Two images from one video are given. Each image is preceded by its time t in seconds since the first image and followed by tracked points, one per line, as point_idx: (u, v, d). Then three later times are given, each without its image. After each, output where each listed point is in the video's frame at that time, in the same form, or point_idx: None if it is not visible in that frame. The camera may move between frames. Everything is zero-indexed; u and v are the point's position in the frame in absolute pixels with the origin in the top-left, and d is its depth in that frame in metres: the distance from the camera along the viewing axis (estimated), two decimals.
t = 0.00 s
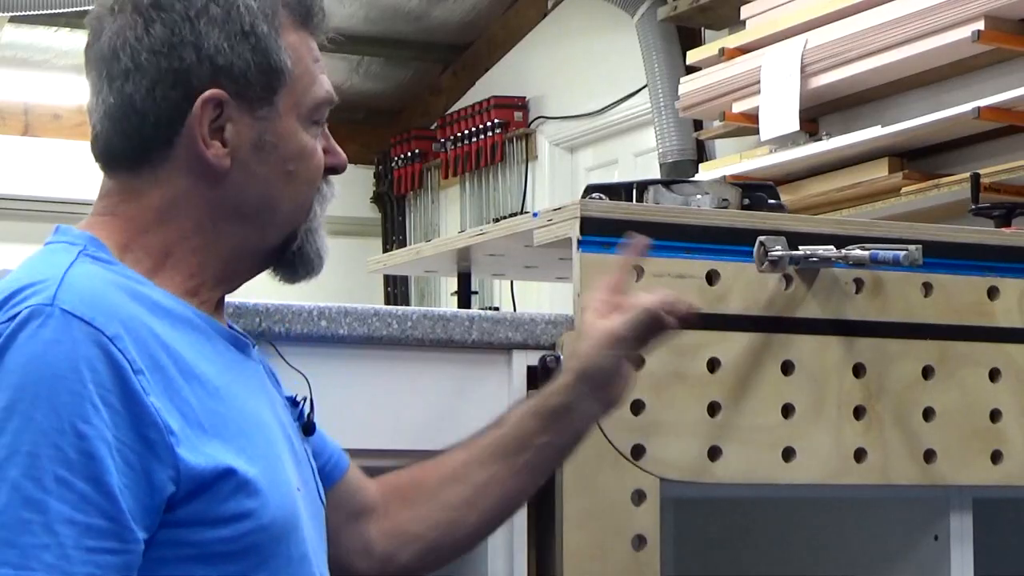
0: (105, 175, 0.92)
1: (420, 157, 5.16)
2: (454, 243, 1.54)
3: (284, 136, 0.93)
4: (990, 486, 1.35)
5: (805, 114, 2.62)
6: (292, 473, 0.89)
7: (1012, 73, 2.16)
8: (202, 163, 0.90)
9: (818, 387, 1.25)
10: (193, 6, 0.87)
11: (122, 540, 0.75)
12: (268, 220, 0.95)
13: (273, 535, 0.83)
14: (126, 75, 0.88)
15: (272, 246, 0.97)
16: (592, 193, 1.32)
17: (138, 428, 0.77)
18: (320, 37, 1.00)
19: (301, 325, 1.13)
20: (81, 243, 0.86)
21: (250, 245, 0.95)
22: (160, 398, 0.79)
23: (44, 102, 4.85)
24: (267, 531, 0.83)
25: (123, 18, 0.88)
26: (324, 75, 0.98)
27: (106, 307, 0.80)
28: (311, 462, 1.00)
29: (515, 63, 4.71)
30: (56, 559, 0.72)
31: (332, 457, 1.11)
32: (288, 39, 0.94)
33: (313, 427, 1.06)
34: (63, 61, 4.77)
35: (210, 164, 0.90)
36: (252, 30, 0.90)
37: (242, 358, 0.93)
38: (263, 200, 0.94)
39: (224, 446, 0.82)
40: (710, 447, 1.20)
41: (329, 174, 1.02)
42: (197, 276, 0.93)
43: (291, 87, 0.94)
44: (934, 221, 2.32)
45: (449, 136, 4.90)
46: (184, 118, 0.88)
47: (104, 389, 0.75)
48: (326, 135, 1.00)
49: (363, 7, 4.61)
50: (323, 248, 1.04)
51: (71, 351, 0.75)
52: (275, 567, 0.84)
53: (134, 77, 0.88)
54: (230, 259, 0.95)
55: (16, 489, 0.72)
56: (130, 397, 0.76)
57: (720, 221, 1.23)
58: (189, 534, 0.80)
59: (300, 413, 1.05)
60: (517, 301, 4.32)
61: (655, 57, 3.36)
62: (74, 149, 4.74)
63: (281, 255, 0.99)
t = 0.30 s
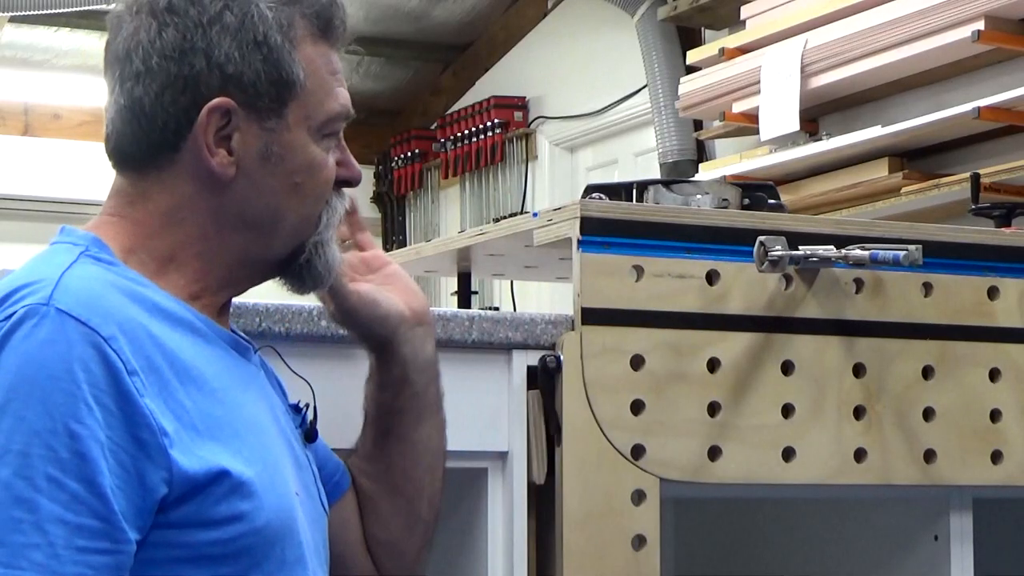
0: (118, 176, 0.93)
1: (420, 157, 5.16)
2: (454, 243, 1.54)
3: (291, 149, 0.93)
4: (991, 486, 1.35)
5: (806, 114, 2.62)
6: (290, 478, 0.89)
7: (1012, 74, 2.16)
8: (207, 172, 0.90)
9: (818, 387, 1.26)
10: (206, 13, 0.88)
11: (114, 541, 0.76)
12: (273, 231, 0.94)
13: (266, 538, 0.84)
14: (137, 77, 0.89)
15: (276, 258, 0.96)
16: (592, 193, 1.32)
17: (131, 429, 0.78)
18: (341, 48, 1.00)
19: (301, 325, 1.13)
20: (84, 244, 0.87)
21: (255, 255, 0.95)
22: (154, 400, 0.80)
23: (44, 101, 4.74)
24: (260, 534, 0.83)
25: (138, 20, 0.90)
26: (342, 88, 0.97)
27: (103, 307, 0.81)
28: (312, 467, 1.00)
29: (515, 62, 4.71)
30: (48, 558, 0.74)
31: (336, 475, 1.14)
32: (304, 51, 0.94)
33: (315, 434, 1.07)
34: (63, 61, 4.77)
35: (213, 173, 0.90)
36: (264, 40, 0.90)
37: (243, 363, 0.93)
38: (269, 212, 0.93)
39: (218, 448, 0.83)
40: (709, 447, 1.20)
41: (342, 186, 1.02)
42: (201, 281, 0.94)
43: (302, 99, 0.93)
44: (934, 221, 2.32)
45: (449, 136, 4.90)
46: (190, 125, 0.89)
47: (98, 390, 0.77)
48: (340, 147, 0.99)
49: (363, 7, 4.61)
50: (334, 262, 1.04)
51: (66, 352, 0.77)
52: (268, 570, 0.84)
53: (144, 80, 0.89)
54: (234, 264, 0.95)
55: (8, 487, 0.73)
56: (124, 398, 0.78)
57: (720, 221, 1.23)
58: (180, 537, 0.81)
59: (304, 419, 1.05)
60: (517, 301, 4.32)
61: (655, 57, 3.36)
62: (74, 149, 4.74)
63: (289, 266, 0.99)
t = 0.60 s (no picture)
0: (136, 176, 0.94)
1: (420, 157, 5.16)
2: (454, 243, 1.54)
3: (305, 148, 0.94)
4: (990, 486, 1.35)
5: (806, 114, 2.63)
6: (305, 482, 0.89)
7: (1012, 74, 2.16)
8: (222, 171, 0.91)
9: (818, 386, 1.26)
10: (221, 13, 0.89)
11: (131, 534, 0.76)
12: (287, 230, 0.95)
13: (281, 539, 0.84)
14: (153, 77, 0.90)
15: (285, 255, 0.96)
16: (592, 193, 1.32)
17: (150, 424, 0.78)
18: (357, 51, 1.01)
19: (301, 325, 1.13)
20: (107, 242, 0.88)
21: (273, 254, 0.95)
22: (175, 396, 0.80)
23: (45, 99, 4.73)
24: (274, 536, 0.83)
25: (155, 20, 0.90)
26: (359, 89, 0.98)
27: (125, 303, 0.81)
28: (327, 472, 1.00)
29: (515, 62, 4.71)
30: (66, 549, 0.74)
31: (372, 451, 1.10)
32: (319, 51, 0.95)
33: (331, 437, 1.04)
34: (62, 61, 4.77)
35: (228, 172, 0.91)
36: (278, 39, 0.91)
37: (263, 364, 0.93)
38: (283, 210, 0.94)
39: (236, 448, 0.83)
40: (710, 447, 1.20)
41: (362, 187, 1.02)
42: (222, 281, 0.94)
43: (317, 99, 0.94)
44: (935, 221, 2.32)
45: (449, 136, 4.90)
46: (204, 124, 0.90)
47: (120, 384, 0.77)
48: (360, 147, 1.00)
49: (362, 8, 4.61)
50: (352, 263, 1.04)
51: (88, 345, 0.77)
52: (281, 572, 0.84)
53: (160, 80, 0.89)
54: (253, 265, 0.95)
55: (27, 477, 0.74)
56: (145, 393, 0.78)
57: (720, 221, 1.23)
58: (195, 534, 0.81)
59: (320, 423, 1.03)
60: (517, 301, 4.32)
61: (655, 57, 3.36)
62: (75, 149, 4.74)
63: (303, 267, 1.00)
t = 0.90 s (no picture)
0: (154, 176, 0.97)
1: (420, 157, 5.16)
2: (454, 243, 1.54)
3: (316, 137, 0.95)
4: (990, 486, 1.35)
5: (806, 114, 2.63)
6: (316, 474, 0.90)
7: (1012, 74, 2.16)
8: (236, 162, 0.93)
9: (818, 386, 1.26)
10: (226, 8, 0.91)
11: (134, 518, 0.78)
12: (301, 221, 0.96)
13: (285, 531, 0.84)
14: (164, 75, 0.93)
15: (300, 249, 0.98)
16: (593, 193, 1.32)
17: (152, 410, 0.80)
18: (367, 44, 1.02)
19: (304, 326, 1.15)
20: (121, 235, 0.90)
21: (289, 244, 0.97)
22: (177, 383, 0.82)
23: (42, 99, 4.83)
24: (278, 526, 0.84)
25: (165, 22, 0.93)
26: (368, 79, 0.99)
27: (127, 292, 0.84)
28: (344, 464, 1.00)
29: (515, 62, 4.71)
30: (67, 532, 0.75)
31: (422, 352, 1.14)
32: (327, 43, 0.96)
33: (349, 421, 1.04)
34: (62, 60, 4.77)
35: (242, 163, 0.94)
36: (284, 30, 0.93)
37: (278, 359, 0.93)
38: (297, 201, 0.96)
39: (239, 438, 0.84)
40: (710, 446, 1.20)
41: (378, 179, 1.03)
42: (236, 278, 0.96)
43: (326, 88, 0.96)
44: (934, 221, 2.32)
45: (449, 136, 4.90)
46: (217, 117, 0.92)
47: (121, 369, 0.80)
48: (372, 138, 1.01)
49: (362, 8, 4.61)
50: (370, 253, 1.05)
51: (90, 332, 0.79)
52: (286, 563, 0.85)
53: (172, 77, 0.92)
54: (271, 259, 0.97)
55: (31, 463, 0.75)
56: (147, 379, 0.81)
57: (720, 221, 1.22)
58: (195, 522, 0.82)
59: (338, 405, 1.04)
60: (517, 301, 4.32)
61: (655, 57, 3.36)
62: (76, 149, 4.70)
63: (320, 259, 1.00)
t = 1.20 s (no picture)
0: (154, 176, 0.95)
1: (420, 157, 5.16)
2: (454, 243, 1.54)
3: (322, 133, 0.96)
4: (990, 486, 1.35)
5: (806, 114, 2.63)
6: (321, 479, 0.90)
7: (1012, 74, 2.16)
8: (245, 157, 0.93)
9: (818, 386, 1.26)
10: (234, 4, 0.91)
11: (147, 520, 0.77)
12: (305, 219, 0.97)
13: (294, 533, 0.84)
14: (171, 71, 0.92)
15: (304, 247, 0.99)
16: (593, 193, 1.32)
17: (166, 411, 0.80)
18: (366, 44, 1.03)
19: (301, 325, 1.13)
20: (127, 235, 0.90)
21: (292, 241, 0.97)
22: (190, 384, 0.82)
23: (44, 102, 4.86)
24: (288, 529, 0.84)
25: (169, 18, 0.93)
26: (369, 78, 1.01)
27: (139, 292, 0.83)
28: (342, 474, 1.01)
29: (515, 62, 4.71)
30: (81, 533, 0.75)
31: (383, 434, 1.13)
32: (332, 41, 0.97)
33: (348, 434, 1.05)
34: (62, 61, 4.77)
35: (251, 157, 0.93)
36: (293, 26, 0.94)
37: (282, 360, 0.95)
38: (304, 197, 0.96)
39: (251, 440, 0.84)
40: (710, 446, 1.20)
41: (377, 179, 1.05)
42: (241, 275, 0.96)
43: (332, 85, 0.97)
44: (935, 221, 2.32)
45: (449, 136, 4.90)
46: (227, 113, 0.92)
47: (136, 369, 0.79)
48: (372, 138, 1.02)
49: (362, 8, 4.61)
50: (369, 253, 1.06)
51: (104, 331, 0.79)
52: (295, 566, 0.85)
53: (178, 73, 0.91)
54: (273, 257, 0.97)
55: (44, 461, 0.74)
56: (161, 380, 0.80)
57: (720, 221, 1.23)
58: (208, 525, 0.82)
59: (337, 420, 1.04)
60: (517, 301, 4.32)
61: (655, 57, 3.36)
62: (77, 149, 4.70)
63: (322, 256, 1.01)
